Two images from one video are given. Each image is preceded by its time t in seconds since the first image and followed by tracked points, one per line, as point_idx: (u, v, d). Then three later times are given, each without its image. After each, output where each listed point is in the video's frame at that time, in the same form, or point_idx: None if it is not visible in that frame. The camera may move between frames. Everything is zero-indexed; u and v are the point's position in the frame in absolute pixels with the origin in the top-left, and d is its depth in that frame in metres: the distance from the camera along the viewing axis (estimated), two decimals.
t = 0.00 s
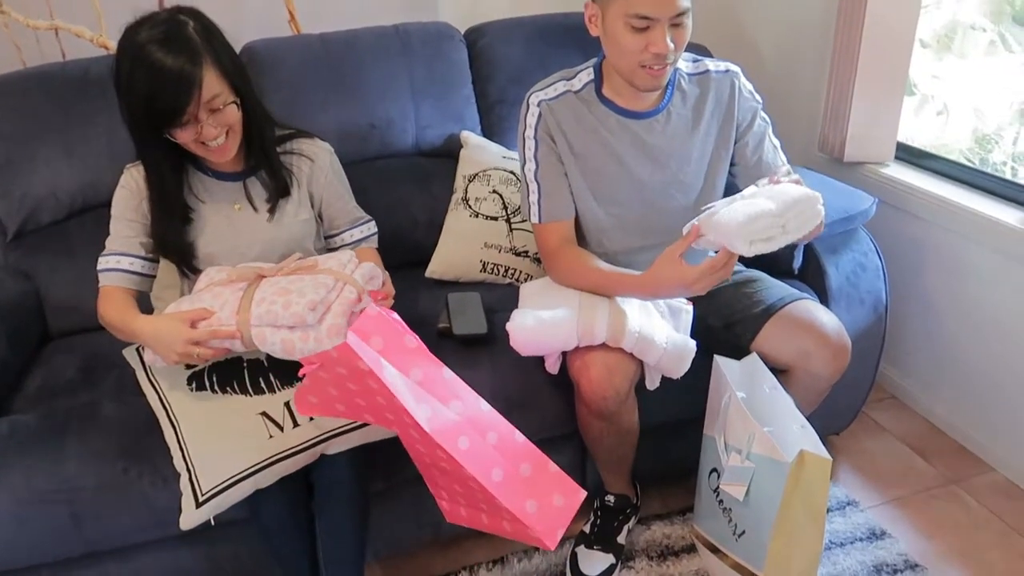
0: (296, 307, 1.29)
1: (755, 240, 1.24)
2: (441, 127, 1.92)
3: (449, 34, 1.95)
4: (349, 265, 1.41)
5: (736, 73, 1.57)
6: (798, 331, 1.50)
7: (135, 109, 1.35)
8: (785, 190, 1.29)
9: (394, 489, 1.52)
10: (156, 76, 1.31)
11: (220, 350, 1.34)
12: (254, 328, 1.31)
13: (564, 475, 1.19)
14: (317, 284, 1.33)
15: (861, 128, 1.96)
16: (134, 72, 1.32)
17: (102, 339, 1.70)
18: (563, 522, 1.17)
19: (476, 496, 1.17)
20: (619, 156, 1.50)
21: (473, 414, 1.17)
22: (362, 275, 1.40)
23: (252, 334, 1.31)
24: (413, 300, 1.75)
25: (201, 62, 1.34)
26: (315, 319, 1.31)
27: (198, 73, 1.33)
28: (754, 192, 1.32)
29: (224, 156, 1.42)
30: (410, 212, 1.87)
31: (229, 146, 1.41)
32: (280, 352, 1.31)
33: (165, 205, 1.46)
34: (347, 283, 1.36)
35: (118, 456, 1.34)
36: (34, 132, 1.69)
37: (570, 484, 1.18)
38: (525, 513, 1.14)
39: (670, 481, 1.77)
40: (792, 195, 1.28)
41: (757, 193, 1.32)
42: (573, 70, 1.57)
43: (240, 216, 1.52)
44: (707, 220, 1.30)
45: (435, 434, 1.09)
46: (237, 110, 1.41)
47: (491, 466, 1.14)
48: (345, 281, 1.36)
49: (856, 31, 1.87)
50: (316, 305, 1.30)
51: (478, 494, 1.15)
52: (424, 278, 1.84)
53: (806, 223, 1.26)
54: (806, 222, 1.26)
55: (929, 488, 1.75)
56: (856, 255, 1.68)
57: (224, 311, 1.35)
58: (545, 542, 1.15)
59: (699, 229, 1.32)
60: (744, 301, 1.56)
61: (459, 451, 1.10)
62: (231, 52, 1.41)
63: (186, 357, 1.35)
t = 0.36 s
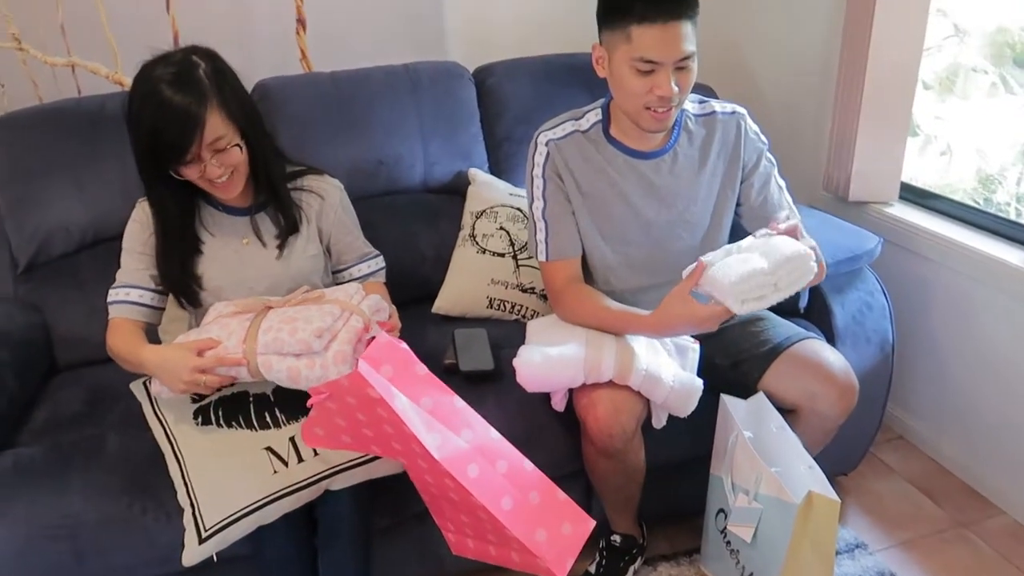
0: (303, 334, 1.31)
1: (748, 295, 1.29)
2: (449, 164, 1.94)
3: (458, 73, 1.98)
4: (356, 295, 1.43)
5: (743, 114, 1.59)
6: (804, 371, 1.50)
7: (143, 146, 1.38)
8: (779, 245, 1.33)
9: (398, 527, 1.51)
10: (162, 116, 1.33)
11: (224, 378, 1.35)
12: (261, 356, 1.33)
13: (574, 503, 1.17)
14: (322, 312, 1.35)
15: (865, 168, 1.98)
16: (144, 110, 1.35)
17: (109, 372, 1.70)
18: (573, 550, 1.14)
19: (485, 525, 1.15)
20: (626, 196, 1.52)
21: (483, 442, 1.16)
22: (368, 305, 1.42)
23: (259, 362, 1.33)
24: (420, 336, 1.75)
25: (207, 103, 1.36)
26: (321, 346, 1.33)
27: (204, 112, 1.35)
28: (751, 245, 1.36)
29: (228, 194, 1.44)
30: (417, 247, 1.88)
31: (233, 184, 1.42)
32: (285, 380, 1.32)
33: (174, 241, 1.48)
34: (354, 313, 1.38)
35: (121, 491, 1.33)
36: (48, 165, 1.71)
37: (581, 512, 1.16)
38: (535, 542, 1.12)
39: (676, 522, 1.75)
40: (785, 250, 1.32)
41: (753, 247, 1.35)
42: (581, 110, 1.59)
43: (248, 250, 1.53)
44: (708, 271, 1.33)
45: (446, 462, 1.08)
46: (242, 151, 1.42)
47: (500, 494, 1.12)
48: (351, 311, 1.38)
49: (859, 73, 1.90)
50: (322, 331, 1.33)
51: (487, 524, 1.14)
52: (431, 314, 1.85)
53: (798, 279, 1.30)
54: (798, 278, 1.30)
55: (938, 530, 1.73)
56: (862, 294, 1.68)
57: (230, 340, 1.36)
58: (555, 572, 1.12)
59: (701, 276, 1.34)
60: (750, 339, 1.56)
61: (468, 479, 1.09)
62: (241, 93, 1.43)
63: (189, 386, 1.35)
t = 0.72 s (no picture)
0: (312, 352, 1.32)
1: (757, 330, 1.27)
2: (468, 192, 1.96)
3: (479, 103, 2.01)
4: (365, 308, 1.48)
5: (763, 150, 1.60)
6: (822, 403, 1.49)
7: (172, 169, 1.41)
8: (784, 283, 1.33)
9: (412, 553, 1.51)
10: (190, 139, 1.36)
11: (230, 398, 1.39)
12: (275, 381, 1.37)
13: (579, 500, 1.16)
14: (328, 328, 1.35)
15: (883, 201, 1.98)
16: (173, 134, 1.38)
17: (130, 392, 1.72)
18: (581, 547, 1.12)
19: (492, 525, 1.14)
20: (644, 227, 1.53)
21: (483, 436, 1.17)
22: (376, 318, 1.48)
23: (273, 385, 1.37)
24: (437, 361, 1.76)
25: (234, 126, 1.39)
26: (329, 362, 1.33)
27: (230, 136, 1.37)
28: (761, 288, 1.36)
29: (254, 216, 1.45)
30: (436, 273, 1.90)
31: (259, 206, 1.44)
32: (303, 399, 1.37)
33: (201, 262, 1.50)
34: (361, 324, 1.36)
35: (139, 511, 1.34)
36: (76, 188, 1.75)
37: (586, 509, 1.15)
38: (539, 538, 1.10)
39: (692, 554, 1.73)
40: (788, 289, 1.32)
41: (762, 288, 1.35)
42: (601, 141, 1.61)
43: (271, 273, 1.55)
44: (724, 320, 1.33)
45: (441, 454, 1.09)
46: (268, 173, 1.44)
47: (501, 488, 1.11)
48: (358, 323, 1.35)
49: (877, 107, 1.91)
50: (328, 348, 1.32)
51: (493, 522, 1.12)
52: (448, 340, 1.86)
53: (806, 312, 1.29)
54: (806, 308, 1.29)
55: (959, 568, 1.70)
56: (881, 327, 1.68)
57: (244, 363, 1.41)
58: (561, 567, 1.10)
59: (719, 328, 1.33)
60: (768, 370, 1.56)
61: (464, 471, 1.09)
62: (268, 119, 1.46)
63: (201, 404, 1.39)
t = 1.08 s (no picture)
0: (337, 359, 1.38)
1: (807, 374, 1.37)
2: (488, 200, 1.97)
3: (500, 112, 2.02)
4: (388, 316, 1.49)
5: (787, 164, 1.59)
6: (842, 415, 1.47)
7: (198, 174, 1.43)
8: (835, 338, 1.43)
9: (427, 559, 1.50)
10: (213, 150, 1.38)
11: (256, 407, 1.39)
12: (301, 390, 1.40)
13: (596, 513, 1.15)
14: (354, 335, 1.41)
15: (906, 213, 1.96)
16: (200, 141, 1.40)
17: (152, 394, 1.74)
18: (598, 561, 1.11)
19: (507, 534, 1.13)
20: (665, 238, 1.52)
21: (502, 444, 1.18)
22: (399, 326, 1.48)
23: (300, 396, 1.40)
24: (455, 368, 1.76)
25: (258, 137, 1.40)
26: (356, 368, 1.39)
27: (252, 144, 1.39)
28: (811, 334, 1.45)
29: (277, 223, 1.48)
30: (455, 281, 1.91)
31: (281, 214, 1.46)
32: (328, 408, 1.42)
33: (233, 266, 1.52)
34: (385, 331, 1.43)
35: (158, 511, 1.35)
36: (102, 193, 1.77)
37: (603, 523, 1.14)
38: (553, 549, 1.08)
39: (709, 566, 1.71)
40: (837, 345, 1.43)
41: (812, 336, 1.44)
42: (623, 150, 1.61)
43: (299, 277, 1.57)
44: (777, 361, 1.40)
45: (459, 459, 1.11)
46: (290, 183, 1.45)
47: (517, 496, 1.11)
48: (382, 330, 1.43)
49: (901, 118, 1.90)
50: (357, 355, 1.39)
51: (508, 531, 1.12)
52: (466, 346, 1.86)
53: (857, 366, 1.40)
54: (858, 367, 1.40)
55: None
56: (903, 340, 1.66)
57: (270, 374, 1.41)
58: None
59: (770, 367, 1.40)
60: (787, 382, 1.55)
61: (480, 477, 1.09)
62: (295, 129, 1.47)
63: (227, 409, 1.39)
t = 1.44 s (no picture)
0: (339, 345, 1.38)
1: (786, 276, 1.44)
2: (485, 187, 1.96)
3: (499, 99, 2.01)
4: (386, 303, 1.49)
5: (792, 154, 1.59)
6: (838, 403, 1.47)
7: (208, 158, 1.42)
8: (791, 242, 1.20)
9: (422, 543, 1.51)
10: (224, 130, 1.37)
11: (253, 393, 1.38)
12: (297, 377, 1.39)
13: (588, 505, 1.15)
14: (352, 322, 1.41)
15: (905, 201, 1.96)
16: (208, 124, 1.39)
17: (149, 379, 1.74)
18: (590, 553, 1.11)
19: (500, 524, 1.14)
20: (667, 224, 1.52)
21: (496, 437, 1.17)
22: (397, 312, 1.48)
23: (297, 381, 1.38)
24: (451, 354, 1.76)
25: (268, 111, 1.40)
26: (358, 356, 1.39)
27: (266, 121, 1.38)
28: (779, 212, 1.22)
29: (288, 202, 1.47)
30: (452, 267, 1.91)
31: (293, 192, 1.46)
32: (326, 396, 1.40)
33: (249, 252, 1.50)
34: (383, 318, 1.43)
35: (155, 495, 1.36)
36: (100, 178, 1.77)
37: (596, 514, 1.14)
38: (546, 541, 1.10)
39: (705, 552, 1.72)
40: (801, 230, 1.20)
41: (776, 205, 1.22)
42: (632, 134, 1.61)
43: (302, 264, 1.57)
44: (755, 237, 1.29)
45: (453, 452, 1.10)
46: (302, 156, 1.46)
47: (510, 488, 1.12)
48: (380, 317, 1.42)
49: (901, 106, 1.89)
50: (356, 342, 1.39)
51: (501, 522, 1.13)
52: (463, 333, 1.86)
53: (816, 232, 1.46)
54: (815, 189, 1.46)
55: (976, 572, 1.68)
56: (900, 327, 1.66)
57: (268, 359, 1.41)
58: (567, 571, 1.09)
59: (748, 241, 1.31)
60: (781, 369, 1.55)
61: (475, 470, 1.10)
62: (299, 104, 1.47)
63: (225, 394, 1.38)
